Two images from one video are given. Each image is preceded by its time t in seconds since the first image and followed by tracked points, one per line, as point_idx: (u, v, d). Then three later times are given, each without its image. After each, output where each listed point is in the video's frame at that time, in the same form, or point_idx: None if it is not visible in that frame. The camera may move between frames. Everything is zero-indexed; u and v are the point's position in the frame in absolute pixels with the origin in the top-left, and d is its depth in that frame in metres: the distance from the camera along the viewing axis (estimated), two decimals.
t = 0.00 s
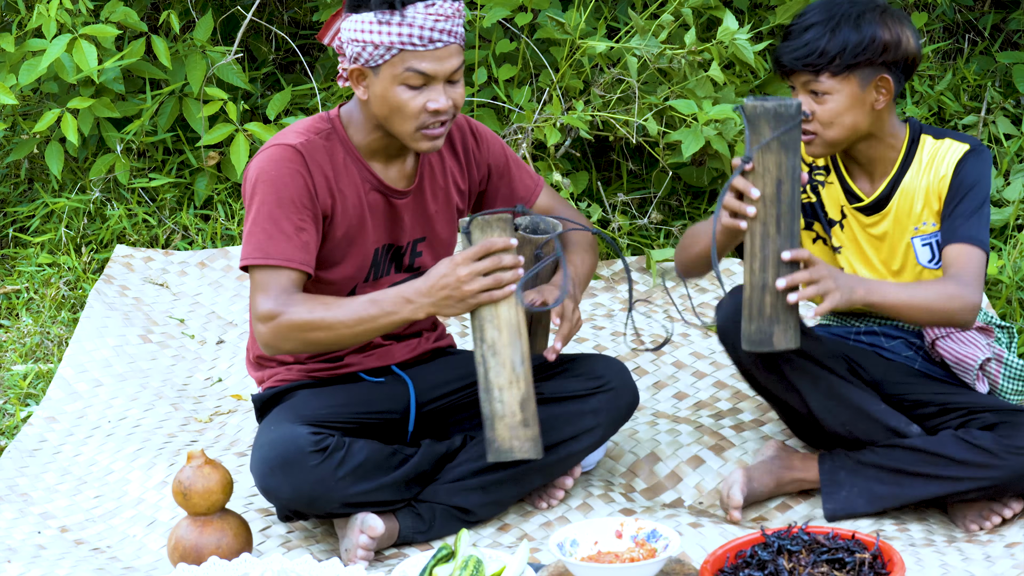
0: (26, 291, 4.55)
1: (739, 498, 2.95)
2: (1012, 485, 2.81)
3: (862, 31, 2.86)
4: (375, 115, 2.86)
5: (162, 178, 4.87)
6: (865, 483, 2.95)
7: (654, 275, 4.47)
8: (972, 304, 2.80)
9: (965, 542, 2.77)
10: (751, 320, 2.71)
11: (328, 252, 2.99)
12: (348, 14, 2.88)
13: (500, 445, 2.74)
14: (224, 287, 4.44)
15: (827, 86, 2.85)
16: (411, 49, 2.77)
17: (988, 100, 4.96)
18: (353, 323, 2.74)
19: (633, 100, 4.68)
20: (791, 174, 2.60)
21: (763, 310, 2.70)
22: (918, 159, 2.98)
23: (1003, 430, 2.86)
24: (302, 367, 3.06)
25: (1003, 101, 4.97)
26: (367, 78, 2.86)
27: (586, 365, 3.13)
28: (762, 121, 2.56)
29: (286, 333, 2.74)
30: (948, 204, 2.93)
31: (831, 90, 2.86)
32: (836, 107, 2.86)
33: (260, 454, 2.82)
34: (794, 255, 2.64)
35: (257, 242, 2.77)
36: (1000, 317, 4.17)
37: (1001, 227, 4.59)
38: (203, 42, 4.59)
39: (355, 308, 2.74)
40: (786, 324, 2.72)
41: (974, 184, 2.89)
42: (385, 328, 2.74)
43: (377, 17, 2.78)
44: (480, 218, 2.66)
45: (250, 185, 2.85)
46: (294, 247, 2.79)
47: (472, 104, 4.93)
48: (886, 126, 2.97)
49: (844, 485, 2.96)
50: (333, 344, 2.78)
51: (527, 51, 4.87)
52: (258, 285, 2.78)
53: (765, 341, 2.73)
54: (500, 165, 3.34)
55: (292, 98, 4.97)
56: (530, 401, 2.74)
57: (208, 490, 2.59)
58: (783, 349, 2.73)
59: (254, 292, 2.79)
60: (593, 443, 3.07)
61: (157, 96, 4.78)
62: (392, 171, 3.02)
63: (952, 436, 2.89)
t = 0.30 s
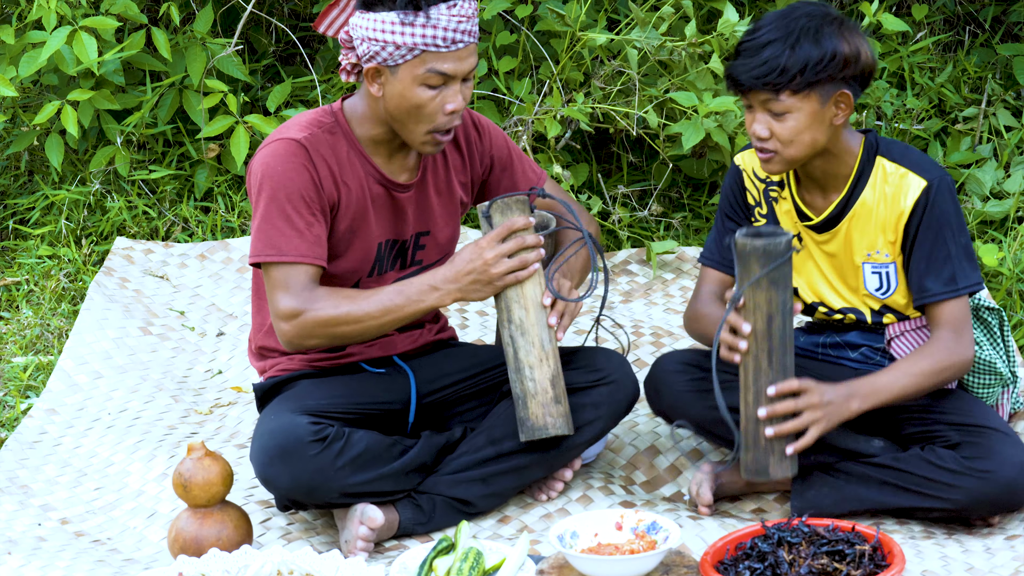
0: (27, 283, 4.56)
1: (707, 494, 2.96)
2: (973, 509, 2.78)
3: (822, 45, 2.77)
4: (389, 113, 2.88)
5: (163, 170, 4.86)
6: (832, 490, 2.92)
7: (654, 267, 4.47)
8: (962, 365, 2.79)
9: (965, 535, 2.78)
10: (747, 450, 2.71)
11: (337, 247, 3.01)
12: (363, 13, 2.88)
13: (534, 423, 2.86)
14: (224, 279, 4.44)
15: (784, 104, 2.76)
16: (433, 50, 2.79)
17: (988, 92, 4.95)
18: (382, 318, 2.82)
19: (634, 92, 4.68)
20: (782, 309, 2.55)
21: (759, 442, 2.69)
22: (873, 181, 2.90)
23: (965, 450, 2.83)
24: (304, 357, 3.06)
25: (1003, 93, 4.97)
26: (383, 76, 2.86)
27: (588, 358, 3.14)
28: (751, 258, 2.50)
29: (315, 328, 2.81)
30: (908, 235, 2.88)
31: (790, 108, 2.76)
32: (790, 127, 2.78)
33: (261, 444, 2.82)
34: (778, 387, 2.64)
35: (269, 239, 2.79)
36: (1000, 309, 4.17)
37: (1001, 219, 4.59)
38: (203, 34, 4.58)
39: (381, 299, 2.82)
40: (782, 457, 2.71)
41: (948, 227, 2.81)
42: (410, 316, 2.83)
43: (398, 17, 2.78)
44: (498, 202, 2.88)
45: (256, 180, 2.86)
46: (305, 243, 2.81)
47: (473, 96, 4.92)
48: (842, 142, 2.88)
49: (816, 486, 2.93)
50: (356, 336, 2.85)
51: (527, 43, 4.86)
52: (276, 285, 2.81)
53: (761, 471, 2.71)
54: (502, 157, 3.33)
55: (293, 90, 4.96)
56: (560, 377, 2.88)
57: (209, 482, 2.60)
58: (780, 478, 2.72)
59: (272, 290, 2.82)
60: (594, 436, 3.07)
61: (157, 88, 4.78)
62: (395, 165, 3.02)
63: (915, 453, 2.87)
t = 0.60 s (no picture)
0: (27, 276, 4.56)
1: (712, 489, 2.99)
2: (975, 518, 2.78)
3: (826, 86, 2.63)
4: (399, 102, 2.87)
5: (163, 164, 4.86)
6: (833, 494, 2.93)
7: (654, 260, 4.47)
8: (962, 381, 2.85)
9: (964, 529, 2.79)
10: (761, 483, 2.77)
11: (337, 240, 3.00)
12: (358, 4, 2.88)
13: (526, 415, 2.85)
14: (224, 273, 4.44)
15: (817, 157, 2.63)
16: (437, 30, 2.80)
17: (988, 86, 4.95)
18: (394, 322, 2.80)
19: (634, 85, 4.68)
20: (805, 347, 2.65)
21: (774, 476, 2.75)
22: (872, 197, 2.85)
23: (969, 456, 2.83)
24: (303, 351, 3.07)
25: (1004, 86, 4.97)
26: (385, 63, 2.86)
27: (586, 351, 3.15)
28: (779, 296, 2.61)
29: (320, 322, 2.80)
30: (909, 252, 2.85)
31: (819, 160, 2.64)
32: (825, 172, 2.67)
33: (260, 438, 2.83)
34: (795, 422, 2.70)
35: (272, 231, 2.79)
36: (1000, 303, 4.18)
37: (1001, 213, 4.60)
38: (204, 27, 4.58)
39: (392, 303, 2.80)
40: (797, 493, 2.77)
41: (948, 248, 2.79)
42: (419, 326, 2.80)
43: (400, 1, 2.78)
44: (529, 189, 2.68)
45: (256, 172, 2.86)
46: (310, 233, 2.81)
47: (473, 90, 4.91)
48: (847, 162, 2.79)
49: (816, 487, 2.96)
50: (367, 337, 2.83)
51: (528, 36, 4.86)
52: (282, 276, 2.81)
53: (775, 504, 2.77)
54: (497, 149, 3.33)
55: (293, 84, 4.97)
56: (559, 374, 2.83)
57: (209, 475, 2.60)
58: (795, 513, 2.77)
59: (280, 281, 2.81)
60: (592, 429, 3.08)
61: (157, 81, 4.77)
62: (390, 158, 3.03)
63: (918, 457, 2.87)
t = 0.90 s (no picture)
0: (26, 270, 4.56)
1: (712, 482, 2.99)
2: (976, 508, 2.80)
3: (857, 69, 2.66)
4: (398, 98, 2.87)
5: (162, 157, 4.86)
6: (832, 487, 2.94)
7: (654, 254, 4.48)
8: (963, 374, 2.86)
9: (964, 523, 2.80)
10: (756, 452, 2.74)
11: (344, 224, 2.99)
12: (353, 2, 2.86)
13: (562, 414, 2.74)
14: (224, 267, 4.44)
15: (842, 140, 2.63)
16: (435, 28, 2.79)
17: (988, 79, 4.94)
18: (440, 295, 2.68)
19: (634, 79, 4.67)
20: (812, 318, 2.63)
21: (770, 444, 2.72)
22: (897, 185, 2.87)
23: (970, 447, 2.83)
24: (303, 345, 3.08)
25: (1003, 79, 4.96)
26: (383, 61, 2.86)
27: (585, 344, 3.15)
28: (790, 263, 2.58)
29: (371, 285, 2.69)
30: (930, 242, 2.86)
31: (846, 143, 2.65)
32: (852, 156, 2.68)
33: (261, 432, 2.83)
34: (798, 391, 2.68)
35: (291, 207, 2.74)
36: (1000, 297, 4.18)
37: (1001, 206, 4.60)
38: (203, 21, 4.57)
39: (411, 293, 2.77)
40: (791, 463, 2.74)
41: (972, 240, 2.80)
42: (468, 300, 2.67)
43: None
44: (602, 189, 2.58)
45: (261, 158, 2.82)
46: (335, 200, 2.76)
47: (472, 84, 4.91)
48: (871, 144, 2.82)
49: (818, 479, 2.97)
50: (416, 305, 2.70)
51: (527, 30, 4.85)
52: (319, 249, 2.72)
53: (768, 472, 2.74)
54: (485, 141, 3.36)
55: (293, 77, 4.96)
56: (603, 378, 2.71)
57: (209, 469, 2.61)
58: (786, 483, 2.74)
59: (316, 254, 2.72)
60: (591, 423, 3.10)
61: (157, 75, 4.77)
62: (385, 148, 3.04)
63: (919, 450, 2.88)
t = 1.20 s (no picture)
0: (26, 268, 4.56)
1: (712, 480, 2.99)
2: (974, 496, 2.81)
3: (877, 25, 2.76)
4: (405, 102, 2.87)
5: (162, 155, 4.85)
6: (833, 473, 2.95)
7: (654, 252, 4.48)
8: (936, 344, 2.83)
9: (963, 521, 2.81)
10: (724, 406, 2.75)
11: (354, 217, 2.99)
12: (366, 4, 2.87)
13: (584, 403, 2.74)
14: (224, 264, 4.44)
15: (842, 88, 2.76)
16: (448, 32, 2.80)
17: (988, 76, 4.94)
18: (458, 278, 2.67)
19: (633, 76, 4.67)
20: (763, 274, 2.58)
21: (735, 401, 2.73)
22: (906, 163, 2.93)
23: (972, 436, 2.86)
24: (303, 343, 3.09)
25: (1003, 77, 4.97)
26: (395, 65, 2.85)
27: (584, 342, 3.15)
28: (734, 223, 2.54)
29: (388, 266, 2.69)
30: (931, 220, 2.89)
31: (848, 90, 2.76)
32: (852, 107, 2.78)
33: (261, 428, 2.84)
34: (749, 347, 2.65)
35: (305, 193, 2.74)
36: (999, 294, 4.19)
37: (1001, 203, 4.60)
38: (202, 18, 4.57)
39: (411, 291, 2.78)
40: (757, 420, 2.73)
41: (973, 220, 2.84)
42: (488, 283, 2.66)
43: (411, 3, 2.78)
44: (624, 174, 2.56)
45: (275, 146, 2.82)
46: (349, 185, 2.76)
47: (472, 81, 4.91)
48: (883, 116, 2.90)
49: (817, 472, 2.97)
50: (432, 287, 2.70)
51: (527, 27, 4.84)
52: (333, 232, 2.72)
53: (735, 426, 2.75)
54: (486, 141, 3.37)
55: (293, 74, 4.96)
56: (624, 366, 2.71)
57: (208, 467, 2.61)
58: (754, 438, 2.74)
59: (333, 237, 2.72)
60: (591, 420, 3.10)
61: (156, 72, 4.77)
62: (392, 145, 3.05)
63: (919, 440, 2.89)
